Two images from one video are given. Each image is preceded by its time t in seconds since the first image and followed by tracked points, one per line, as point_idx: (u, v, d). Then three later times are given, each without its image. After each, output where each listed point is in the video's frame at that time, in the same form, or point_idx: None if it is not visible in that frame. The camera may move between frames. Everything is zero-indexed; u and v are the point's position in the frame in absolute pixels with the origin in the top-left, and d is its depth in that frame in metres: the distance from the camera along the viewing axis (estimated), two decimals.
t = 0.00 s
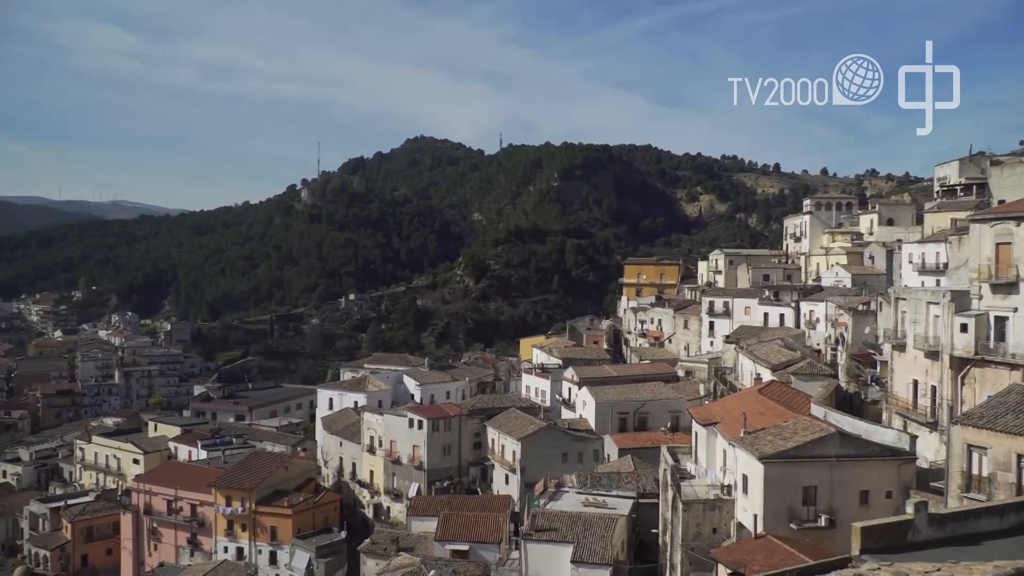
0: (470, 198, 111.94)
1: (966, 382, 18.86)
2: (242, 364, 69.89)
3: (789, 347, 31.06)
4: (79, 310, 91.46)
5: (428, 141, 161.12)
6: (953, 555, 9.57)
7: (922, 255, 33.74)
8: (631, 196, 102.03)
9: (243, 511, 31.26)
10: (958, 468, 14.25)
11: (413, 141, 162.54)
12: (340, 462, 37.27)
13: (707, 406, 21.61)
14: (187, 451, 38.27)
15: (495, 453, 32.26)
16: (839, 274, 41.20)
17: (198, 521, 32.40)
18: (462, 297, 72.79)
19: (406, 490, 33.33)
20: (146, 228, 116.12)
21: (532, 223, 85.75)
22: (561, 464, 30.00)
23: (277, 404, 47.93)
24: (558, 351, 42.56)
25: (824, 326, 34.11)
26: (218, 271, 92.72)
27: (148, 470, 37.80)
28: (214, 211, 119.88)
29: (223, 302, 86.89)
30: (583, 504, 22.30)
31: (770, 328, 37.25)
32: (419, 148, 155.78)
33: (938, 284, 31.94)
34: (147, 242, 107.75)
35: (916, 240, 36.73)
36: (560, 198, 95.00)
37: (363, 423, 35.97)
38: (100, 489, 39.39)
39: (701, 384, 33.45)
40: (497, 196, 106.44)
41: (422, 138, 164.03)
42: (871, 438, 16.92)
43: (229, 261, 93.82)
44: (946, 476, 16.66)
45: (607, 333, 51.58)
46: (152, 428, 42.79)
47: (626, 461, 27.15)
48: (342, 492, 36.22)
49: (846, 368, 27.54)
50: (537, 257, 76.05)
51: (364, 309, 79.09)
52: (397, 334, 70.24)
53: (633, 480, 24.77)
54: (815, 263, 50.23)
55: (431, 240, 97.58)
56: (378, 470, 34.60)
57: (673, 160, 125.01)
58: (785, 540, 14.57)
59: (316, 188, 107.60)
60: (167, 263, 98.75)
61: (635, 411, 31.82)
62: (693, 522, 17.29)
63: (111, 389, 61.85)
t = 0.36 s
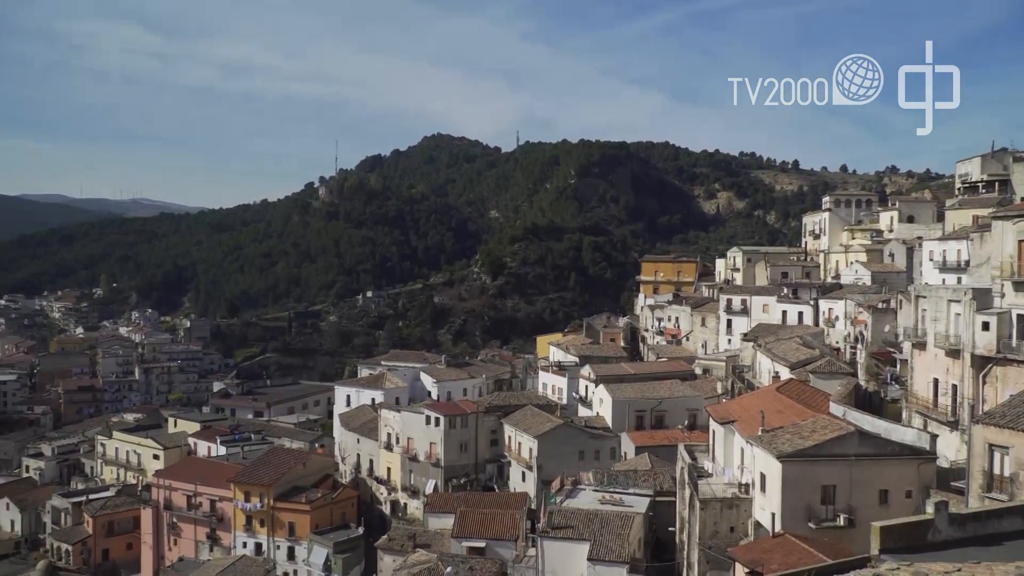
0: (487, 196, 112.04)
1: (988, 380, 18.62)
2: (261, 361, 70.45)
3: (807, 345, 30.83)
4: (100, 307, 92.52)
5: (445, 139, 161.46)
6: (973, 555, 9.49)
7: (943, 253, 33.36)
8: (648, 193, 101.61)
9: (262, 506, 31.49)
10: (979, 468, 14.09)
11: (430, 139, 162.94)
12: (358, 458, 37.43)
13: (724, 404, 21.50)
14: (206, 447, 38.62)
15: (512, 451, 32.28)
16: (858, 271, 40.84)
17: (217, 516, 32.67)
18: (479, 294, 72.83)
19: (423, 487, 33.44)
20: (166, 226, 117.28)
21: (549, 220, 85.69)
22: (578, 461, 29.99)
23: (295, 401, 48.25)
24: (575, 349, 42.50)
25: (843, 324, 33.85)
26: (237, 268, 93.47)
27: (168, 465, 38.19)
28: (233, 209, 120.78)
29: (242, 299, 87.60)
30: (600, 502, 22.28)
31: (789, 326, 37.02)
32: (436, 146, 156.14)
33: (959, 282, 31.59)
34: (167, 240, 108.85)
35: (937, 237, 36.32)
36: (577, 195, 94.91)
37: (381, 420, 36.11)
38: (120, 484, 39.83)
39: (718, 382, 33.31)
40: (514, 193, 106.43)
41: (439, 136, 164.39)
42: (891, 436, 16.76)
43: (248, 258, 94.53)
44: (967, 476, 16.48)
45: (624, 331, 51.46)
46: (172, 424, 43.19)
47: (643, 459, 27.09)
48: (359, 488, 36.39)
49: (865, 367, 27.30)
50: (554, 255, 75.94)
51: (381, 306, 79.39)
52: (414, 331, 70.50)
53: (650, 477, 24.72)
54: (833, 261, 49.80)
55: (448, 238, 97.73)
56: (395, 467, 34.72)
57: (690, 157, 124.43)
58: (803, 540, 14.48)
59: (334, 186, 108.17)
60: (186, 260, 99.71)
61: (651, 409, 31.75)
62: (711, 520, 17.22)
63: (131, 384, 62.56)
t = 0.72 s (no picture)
0: (506, 193, 112.04)
1: (1012, 379, 18.37)
2: (281, 358, 70.97)
3: (828, 343, 30.58)
4: (123, 303, 93.60)
5: (464, 136, 161.65)
6: (997, 556, 9.41)
7: (966, 250, 32.95)
8: (668, 191, 101.14)
9: (282, 502, 31.75)
10: (1003, 468, 13.94)
11: (449, 136, 163.22)
12: (377, 454, 37.60)
13: (743, 402, 21.40)
14: (228, 442, 38.99)
15: (531, 448, 32.29)
16: (880, 269, 40.43)
17: (238, 511, 32.96)
18: (497, 291, 72.85)
19: (442, 483, 33.53)
20: (187, 223, 118.42)
21: (567, 218, 85.57)
22: (597, 459, 29.96)
23: (315, 397, 48.56)
24: (594, 346, 42.45)
25: (865, 322, 33.57)
26: (257, 265, 94.24)
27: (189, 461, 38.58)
28: (253, 206, 121.72)
29: (262, 296, 88.32)
30: (618, 500, 22.26)
31: (810, 324, 36.74)
32: (455, 143, 156.41)
33: (983, 279, 31.22)
34: (188, 237, 109.92)
35: (960, 234, 35.89)
36: (596, 192, 94.70)
37: (400, 417, 36.24)
38: (143, 479, 40.29)
39: (738, 380, 33.15)
40: (532, 190, 106.34)
41: (458, 133, 164.61)
42: (912, 436, 16.61)
43: (268, 256, 95.24)
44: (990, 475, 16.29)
45: (643, 329, 51.28)
46: (193, 420, 43.60)
47: (662, 457, 27.03)
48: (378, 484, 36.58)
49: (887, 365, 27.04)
50: (573, 252, 75.78)
51: (400, 303, 79.66)
52: (433, 328, 70.72)
53: (669, 475, 24.65)
54: (855, 258, 49.36)
55: (466, 235, 97.82)
56: (414, 463, 34.86)
57: (710, 154, 123.69)
58: (824, 539, 14.39)
59: (353, 183, 108.70)
60: (207, 257, 100.61)
61: (671, 407, 31.64)
62: (730, 519, 17.14)
63: (154, 380, 63.28)
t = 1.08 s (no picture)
0: (525, 189, 112.00)
1: None
2: (302, 354, 71.46)
3: (851, 341, 30.32)
4: (147, 300, 94.74)
5: (484, 133, 161.82)
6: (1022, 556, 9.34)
7: (992, 246, 32.54)
8: (688, 187, 100.64)
9: (303, 497, 32.03)
10: None
11: (469, 133, 163.39)
12: (397, 451, 37.77)
13: (764, 400, 21.26)
14: (250, 438, 39.36)
15: (550, 445, 32.30)
16: (904, 266, 40.01)
17: (260, 506, 33.29)
18: (517, 288, 72.87)
19: (462, 480, 33.65)
20: (209, 220, 119.54)
21: (587, 215, 85.42)
22: (616, 456, 29.93)
23: (335, 393, 48.90)
24: (614, 344, 42.38)
25: (889, 320, 33.27)
26: (278, 262, 94.98)
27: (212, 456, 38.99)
28: (274, 203, 122.65)
29: (283, 292, 89.00)
30: (638, 497, 22.22)
31: (832, 321, 36.47)
32: (474, 140, 156.55)
33: (1009, 277, 30.84)
34: (210, 234, 110.95)
35: (986, 231, 35.43)
36: (616, 189, 94.46)
37: (420, 413, 36.40)
38: (166, 473, 40.75)
39: (759, 377, 32.96)
40: (552, 187, 106.23)
41: (478, 130, 164.73)
42: (936, 435, 16.43)
43: (289, 253, 95.94)
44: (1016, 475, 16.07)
45: (663, 326, 51.08)
46: (216, 415, 44.00)
47: (682, 455, 26.97)
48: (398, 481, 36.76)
49: (910, 364, 26.77)
50: (592, 249, 75.66)
51: (420, 300, 79.97)
52: (452, 325, 70.90)
53: (689, 473, 24.58)
54: (878, 255, 48.89)
55: (486, 232, 97.89)
56: (434, 460, 34.99)
57: (731, 150, 122.87)
58: (846, 538, 14.30)
59: (374, 181, 109.17)
60: (229, 254, 101.48)
61: (691, 404, 31.53)
62: (750, 518, 17.06)
63: (177, 376, 64.00)
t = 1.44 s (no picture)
0: (545, 186, 111.85)
1: None
2: (323, 350, 71.95)
3: (874, 340, 30.01)
4: (170, 297, 95.76)
5: (504, 131, 161.76)
6: None
7: (1019, 243, 32.05)
8: (710, 184, 99.99)
9: (324, 493, 32.28)
10: None
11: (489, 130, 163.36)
12: (417, 447, 37.91)
13: (786, 398, 21.10)
14: (271, 434, 39.71)
15: (570, 442, 32.27)
16: (928, 263, 39.54)
17: (281, 501, 33.56)
18: (537, 286, 72.80)
19: (482, 476, 33.72)
20: (232, 217, 120.62)
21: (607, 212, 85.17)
22: (636, 454, 29.85)
23: (356, 390, 49.18)
24: (634, 341, 42.24)
25: (913, 317, 32.91)
26: (300, 259, 95.63)
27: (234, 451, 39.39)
28: (296, 201, 123.42)
29: (305, 290, 89.61)
30: (658, 495, 22.16)
31: (855, 319, 36.12)
32: (495, 138, 156.46)
33: None
34: (233, 231, 111.98)
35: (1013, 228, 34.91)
36: (636, 185, 94.14)
37: (440, 410, 36.51)
38: (190, 468, 41.24)
39: (780, 375, 32.71)
40: (572, 184, 106.02)
41: (498, 127, 164.68)
42: (961, 434, 16.23)
43: (310, 250, 96.56)
44: None
45: (684, 324, 50.80)
46: (238, 411, 44.40)
47: (702, 453, 26.87)
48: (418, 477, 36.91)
49: (934, 362, 26.43)
50: (613, 246, 75.45)
51: (440, 297, 80.21)
52: (472, 322, 71.02)
53: (710, 472, 24.47)
54: (902, 253, 48.32)
55: (506, 229, 97.88)
56: (454, 456, 35.10)
57: (753, 147, 121.91)
58: (868, 538, 14.19)
59: (394, 178, 109.52)
60: (251, 251, 102.26)
61: (711, 402, 31.37)
62: (772, 517, 16.96)
63: (200, 372, 64.72)
